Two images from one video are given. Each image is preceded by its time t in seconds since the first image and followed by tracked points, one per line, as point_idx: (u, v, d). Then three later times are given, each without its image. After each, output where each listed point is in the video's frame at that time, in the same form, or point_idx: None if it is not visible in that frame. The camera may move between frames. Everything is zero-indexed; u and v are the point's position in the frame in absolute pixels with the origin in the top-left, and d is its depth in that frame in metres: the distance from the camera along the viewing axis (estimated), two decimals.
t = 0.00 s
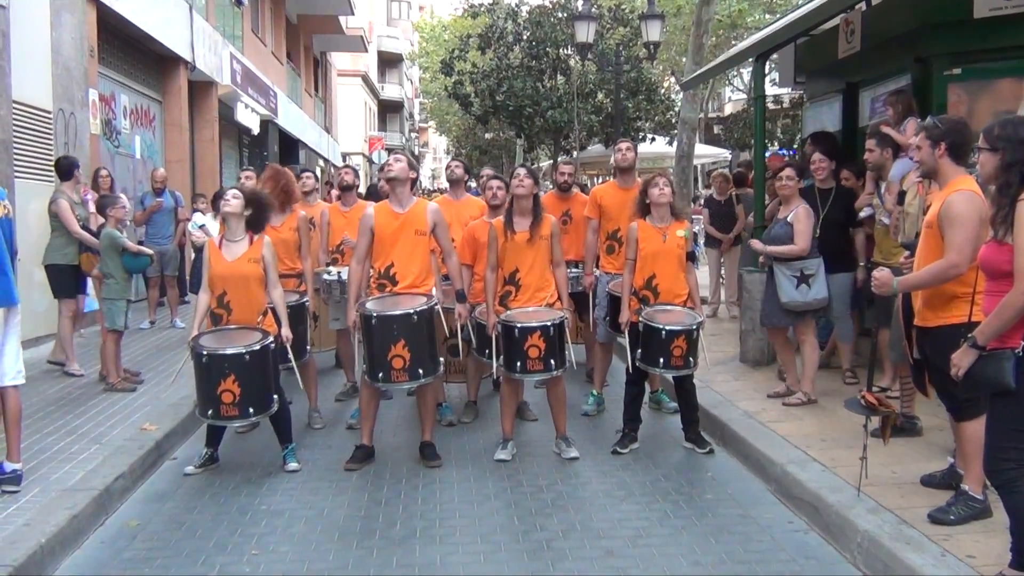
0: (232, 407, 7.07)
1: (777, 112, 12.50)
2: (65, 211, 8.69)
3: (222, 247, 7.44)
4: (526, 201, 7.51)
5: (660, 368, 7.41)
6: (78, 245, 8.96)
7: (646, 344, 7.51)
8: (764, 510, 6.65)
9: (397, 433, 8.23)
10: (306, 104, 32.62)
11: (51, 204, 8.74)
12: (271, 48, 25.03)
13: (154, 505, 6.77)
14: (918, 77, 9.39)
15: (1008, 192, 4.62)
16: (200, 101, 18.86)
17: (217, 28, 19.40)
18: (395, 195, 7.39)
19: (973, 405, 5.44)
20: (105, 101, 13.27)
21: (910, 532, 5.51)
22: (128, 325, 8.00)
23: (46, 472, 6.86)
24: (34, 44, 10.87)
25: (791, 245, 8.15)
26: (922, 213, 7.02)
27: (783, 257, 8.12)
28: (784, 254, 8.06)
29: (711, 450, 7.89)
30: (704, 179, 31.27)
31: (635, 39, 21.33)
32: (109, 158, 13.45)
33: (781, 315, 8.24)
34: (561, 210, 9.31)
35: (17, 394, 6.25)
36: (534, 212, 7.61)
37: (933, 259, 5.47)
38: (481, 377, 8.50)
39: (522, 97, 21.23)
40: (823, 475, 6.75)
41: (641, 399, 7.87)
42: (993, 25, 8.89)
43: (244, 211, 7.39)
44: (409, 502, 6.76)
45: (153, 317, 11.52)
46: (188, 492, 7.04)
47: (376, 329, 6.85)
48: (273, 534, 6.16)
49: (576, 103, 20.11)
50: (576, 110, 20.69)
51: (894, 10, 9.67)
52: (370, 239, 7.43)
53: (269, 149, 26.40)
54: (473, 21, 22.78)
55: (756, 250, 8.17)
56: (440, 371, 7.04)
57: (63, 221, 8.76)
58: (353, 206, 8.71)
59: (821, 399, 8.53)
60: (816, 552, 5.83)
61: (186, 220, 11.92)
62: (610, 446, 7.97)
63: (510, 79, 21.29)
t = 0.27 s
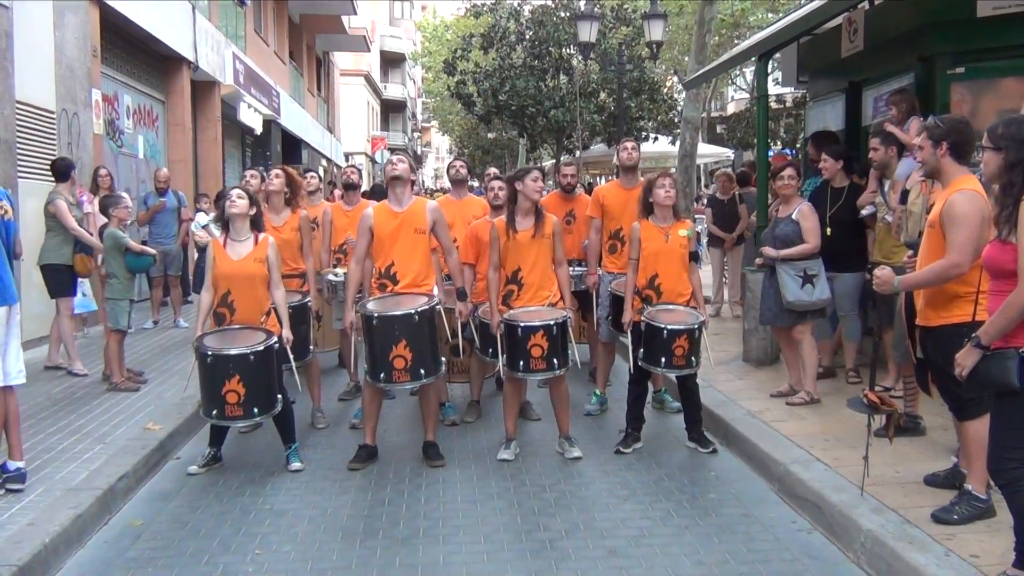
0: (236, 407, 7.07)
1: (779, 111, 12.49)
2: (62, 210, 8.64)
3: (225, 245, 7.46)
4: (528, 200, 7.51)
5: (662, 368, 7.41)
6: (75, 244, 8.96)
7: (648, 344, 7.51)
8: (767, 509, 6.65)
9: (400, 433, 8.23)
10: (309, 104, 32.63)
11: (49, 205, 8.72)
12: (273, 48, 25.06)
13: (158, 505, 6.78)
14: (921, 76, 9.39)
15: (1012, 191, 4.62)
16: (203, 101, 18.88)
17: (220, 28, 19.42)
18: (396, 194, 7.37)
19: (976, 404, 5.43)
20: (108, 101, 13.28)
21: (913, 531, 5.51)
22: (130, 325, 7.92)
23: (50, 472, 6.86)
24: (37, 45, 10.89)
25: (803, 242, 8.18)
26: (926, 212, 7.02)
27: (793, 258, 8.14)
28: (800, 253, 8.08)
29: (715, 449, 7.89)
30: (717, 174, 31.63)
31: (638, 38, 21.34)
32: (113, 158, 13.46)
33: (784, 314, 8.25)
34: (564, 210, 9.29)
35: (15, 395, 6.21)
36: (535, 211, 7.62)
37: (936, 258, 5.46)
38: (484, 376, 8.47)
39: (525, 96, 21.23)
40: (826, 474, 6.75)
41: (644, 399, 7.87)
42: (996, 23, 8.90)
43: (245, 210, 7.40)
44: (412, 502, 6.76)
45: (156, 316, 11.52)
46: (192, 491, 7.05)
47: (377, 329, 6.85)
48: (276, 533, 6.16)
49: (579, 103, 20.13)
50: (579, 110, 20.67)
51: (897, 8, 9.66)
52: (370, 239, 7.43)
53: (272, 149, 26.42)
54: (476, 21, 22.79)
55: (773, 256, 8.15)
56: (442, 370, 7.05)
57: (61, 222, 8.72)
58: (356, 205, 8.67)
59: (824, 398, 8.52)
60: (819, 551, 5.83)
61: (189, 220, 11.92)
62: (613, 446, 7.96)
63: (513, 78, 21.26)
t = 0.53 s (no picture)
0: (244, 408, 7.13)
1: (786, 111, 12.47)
2: (62, 210, 8.75)
3: (233, 248, 7.45)
4: (534, 201, 7.52)
5: (669, 368, 7.41)
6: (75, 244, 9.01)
7: (655, 345, 7.52)
8: (775, 510, 6.64)
9: (408, 433, 8.23)
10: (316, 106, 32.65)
11: (49, 206, 8.80)
12: (280, 50, 25.09)
13: (167, 506, 6.79)
14: (929, 75, 9.37)
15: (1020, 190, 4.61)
16: (210, 103, 18.91)
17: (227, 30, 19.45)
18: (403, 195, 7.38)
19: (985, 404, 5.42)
20: (116, 104, 13.32)
21: (922, 532, 5.50)
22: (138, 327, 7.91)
23: (59, 473, 6.88)
24: (45, 48, 10.93)
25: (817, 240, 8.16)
26: (933, 212, 7.01)
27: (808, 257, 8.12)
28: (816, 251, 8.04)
29: (723, 450, 7.89)
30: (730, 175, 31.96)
31: (644, 39, 21.35)
32: (120, 161, 13.49)
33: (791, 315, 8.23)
34: (570, 210, 9.26)
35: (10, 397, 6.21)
36: (542, 212, 7.63)
37: (944, 257, 5.45)
38: (491, 377, 8.41)
39: (531, 96, 21.28)
40: (834, 475, 6.74)
41: (651, 400, 7.86)
42: (1003, 22, 8.88)
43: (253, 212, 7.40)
44: (421, 503, 6.77)
45: (163, 318, 11.55)
46: (200, 492, 7.06)
47: (386, 329, 6.87)
48: (285, 534, 6.17)
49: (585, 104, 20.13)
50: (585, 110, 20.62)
51: (904, 7, 9.65)
52: (377, 240, 7.43)
53: (279, 151, 26.44)
54: (482, 22, 22.79)
55: (791, 257, 8.13)
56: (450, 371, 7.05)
57: (61, 222, 8.79)
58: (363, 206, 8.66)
59: (831, 398, 8.50)
60: (828, 552, 5.82)
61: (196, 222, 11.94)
62: (620, 446, 7.96)
63: (519, 79, 21.35)
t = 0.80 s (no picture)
0: (263, 414, 7.21)
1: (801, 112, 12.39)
2: (71, 216, 8.75)
3: (250, 255, 7.47)
4: (551, 205, 7.51)
5: (685, 373, 7.41)
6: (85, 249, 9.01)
7: (671, 349, 7.51)
8: (793, 515, 6.62)
9: (424, 439, 8.24)
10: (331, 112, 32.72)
11: (58, 213, 8.80)
12: (294, 56, 25.20)
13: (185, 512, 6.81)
14: (945, 78, 9.33)
15: None
16: (225, 111, 18.99)
17: (242, 38, 19.53)
18: (421, 202, 7.36)
19: (1004, 409, 5.39)
20: (132, 112, 13.40)
21: (941, 537, 5.47)
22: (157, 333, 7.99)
23: (78, 480, 6.91)
24: (63, 57, 10.99)
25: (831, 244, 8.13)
26: (950, 216, 7.00)
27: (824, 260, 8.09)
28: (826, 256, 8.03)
29: (740, 455, 7.86)
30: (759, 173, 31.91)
31: (658, 42, 21.33)
32: (137, 168, 13.57)
33: (807, 319, 8.20)
34: (584, 213, 9.23)
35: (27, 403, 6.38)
36: (557, 218, 7.63)
37: (962, 261, 5.44)
38: (508, 383, 8.38)
39: (545, 101, 21.31)
40: (852, 480, 6.71)
41: (668, 405, 7.84)
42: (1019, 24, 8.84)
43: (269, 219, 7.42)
44: (438, 509, 6.77)
45: (179, 324, 11.60)
46: (218, 498, 7.08)
47: (405, 336, 6.85)
48: (303, 540, 6.18)
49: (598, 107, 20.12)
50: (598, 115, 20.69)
51: (919, 10, 9.61)
52: (394, 246, 7.41)
53: (294, 156, 26.51)
54: (495, 27, 22.81)
55: (805, 260, 8.15)
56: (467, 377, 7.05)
57: (71, 229, 8.81)
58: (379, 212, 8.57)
59: (848, 403, 8.46)
60: (846, 558, 5.79)
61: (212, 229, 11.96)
62: (637, 451, 7.95)
63: (532, 84, 21.34)
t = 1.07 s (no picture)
0: (268, 425, 7.03)
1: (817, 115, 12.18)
2: (62, 224, 8.55)
3: (262, 260, 7.24)
4: (564, 211, 7.33)
5: (702, 382, 7.21)
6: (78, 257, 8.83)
7: (687, 358, 7.32)
8: (812, 528, 6.40)
9: (432, 450, 8.05)
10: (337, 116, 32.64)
11: (48, 224, 8.61)
12: (300, 59, 25.18)
13: (188, 526, 6.65)
14: (966, 80, 9.11)
15: None
16: (229, 117, 18.93)
17: (246, 41, 19.44)
18: (435, 208, 7.16)
19: None
20: (135, 116, 13.33)
21: (967, 552, 5.24)
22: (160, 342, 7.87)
23: (80, 493, 6.76)
24: (65, 61, 10.92)
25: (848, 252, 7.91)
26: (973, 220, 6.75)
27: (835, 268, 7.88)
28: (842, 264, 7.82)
29: (757, 467, 7.64)
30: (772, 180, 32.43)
31: (670, 44, 21.18)
32: (139, 174, 13.50)
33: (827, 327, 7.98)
34: (597, 220, 9.07)
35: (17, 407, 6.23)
36: (571, 224, 7.44)
37: (984, 269, 5.22)
38: (518, 393, 8.20)
39: (555, 105, 21.30)
40: (873, 492, 6.48)
41: (683, 415, 7.63)
42: None
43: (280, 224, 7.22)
44: (447, 522, 6.58)
45: (184, 334, 11.46)
46: (222, 512, 6.91)
47: (414, 346, 6.68)
48: (307, 555, 6.01)
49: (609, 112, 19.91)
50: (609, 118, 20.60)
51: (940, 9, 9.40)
52: (406, 253, 7.19)
53: (299, 162, 26.45)
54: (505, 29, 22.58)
55: (815, 267, 7.89)
56: (478, 388, 6.86)
57: (63, 237, 8.62)
58: (386, 218, 8.35)
59: (869, 414, 8.23)
60: (869, 574, 5.57)
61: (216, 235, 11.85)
62: (651, 464, 7.74)
63: (542, 88, 21.27)
